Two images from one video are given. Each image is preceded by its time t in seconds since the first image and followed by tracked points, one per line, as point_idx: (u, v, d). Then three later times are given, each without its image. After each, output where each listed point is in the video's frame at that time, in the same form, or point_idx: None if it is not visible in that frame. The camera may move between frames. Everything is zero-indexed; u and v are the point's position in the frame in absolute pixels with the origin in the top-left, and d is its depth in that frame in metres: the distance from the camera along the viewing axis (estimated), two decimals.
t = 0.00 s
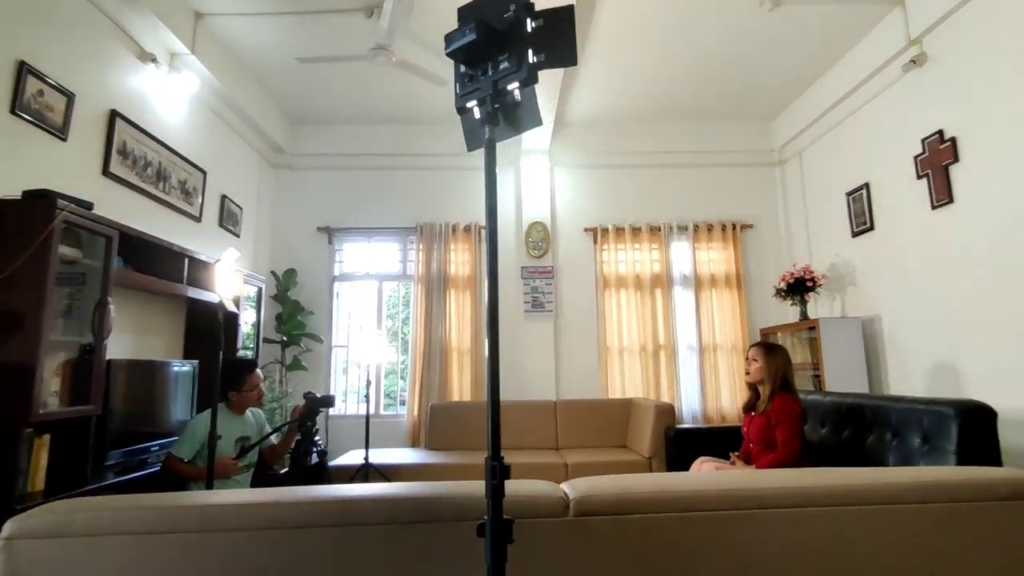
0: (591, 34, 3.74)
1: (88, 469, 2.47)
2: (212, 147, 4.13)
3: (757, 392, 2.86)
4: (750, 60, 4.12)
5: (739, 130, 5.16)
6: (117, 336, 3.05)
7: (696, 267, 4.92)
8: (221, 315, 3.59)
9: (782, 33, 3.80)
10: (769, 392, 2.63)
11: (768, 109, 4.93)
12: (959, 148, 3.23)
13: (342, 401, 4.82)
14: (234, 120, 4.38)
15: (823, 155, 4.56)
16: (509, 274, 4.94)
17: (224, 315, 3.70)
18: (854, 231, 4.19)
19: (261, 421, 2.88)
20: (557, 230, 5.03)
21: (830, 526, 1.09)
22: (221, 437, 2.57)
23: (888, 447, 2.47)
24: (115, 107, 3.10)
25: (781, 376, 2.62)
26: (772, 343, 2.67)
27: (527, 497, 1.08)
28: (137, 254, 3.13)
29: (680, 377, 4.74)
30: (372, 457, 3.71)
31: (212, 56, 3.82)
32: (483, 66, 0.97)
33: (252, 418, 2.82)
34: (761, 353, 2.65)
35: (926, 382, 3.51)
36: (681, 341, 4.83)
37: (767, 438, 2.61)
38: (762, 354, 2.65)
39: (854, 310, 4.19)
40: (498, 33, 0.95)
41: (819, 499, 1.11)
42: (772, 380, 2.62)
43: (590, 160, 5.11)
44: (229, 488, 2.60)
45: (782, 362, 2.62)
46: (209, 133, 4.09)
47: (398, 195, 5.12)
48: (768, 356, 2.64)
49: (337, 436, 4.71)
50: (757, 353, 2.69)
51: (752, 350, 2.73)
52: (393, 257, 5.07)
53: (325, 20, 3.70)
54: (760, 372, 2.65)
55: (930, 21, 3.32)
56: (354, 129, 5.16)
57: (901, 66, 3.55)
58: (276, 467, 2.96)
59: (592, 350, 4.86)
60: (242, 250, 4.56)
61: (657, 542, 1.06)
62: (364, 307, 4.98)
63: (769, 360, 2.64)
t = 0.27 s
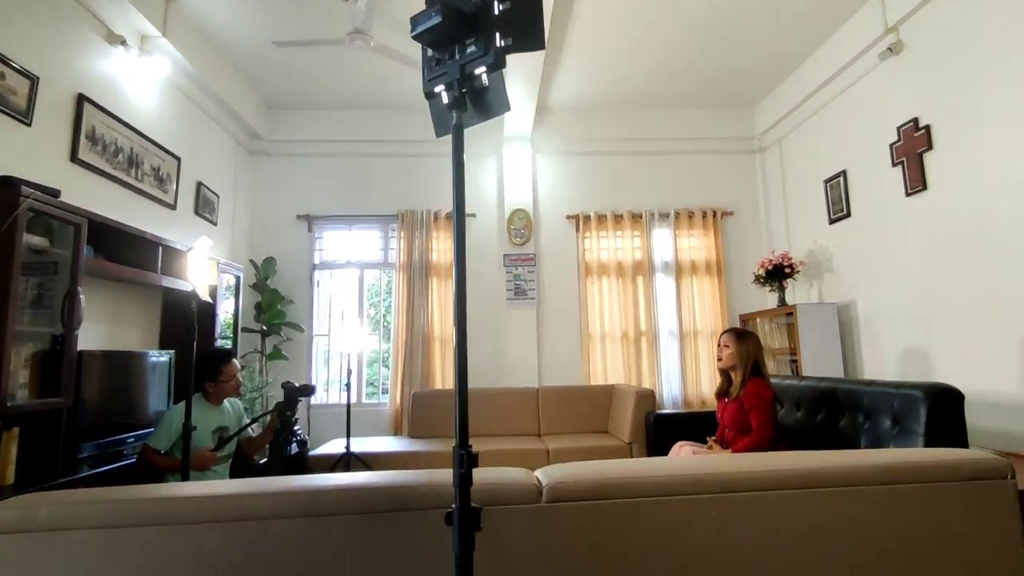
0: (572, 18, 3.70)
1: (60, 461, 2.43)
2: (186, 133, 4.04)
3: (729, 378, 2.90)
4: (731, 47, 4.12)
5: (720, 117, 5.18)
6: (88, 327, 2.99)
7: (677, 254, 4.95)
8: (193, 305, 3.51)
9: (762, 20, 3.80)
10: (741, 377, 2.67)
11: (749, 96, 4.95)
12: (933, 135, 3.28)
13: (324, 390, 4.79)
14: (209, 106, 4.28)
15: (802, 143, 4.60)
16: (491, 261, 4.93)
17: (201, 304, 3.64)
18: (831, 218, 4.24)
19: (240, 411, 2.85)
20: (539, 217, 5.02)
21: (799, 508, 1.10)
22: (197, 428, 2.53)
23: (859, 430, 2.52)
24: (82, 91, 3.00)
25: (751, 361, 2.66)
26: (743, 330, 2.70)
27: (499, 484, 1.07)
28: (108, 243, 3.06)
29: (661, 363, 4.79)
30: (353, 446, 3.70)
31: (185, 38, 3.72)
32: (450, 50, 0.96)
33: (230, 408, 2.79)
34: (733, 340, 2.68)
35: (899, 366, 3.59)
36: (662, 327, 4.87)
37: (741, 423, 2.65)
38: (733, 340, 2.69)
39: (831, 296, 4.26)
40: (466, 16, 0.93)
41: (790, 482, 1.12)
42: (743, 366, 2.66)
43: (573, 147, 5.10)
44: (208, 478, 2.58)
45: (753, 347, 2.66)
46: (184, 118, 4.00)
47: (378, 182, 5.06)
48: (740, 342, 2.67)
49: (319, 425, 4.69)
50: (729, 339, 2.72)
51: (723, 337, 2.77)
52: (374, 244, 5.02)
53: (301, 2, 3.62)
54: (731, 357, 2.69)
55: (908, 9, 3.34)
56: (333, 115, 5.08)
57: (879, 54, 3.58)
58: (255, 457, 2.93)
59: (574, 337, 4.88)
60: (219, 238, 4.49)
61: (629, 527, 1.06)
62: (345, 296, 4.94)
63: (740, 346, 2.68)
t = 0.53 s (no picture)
0: (557, 8, 3.67)
1: (36, 456, 2.39)
2: (164, 122, 3.96)
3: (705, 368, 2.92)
4: (716, 37, 4.11)
5: (705, 107, 5.18)
6: (64, 319, 2.94)
7: (662, 245, 4.97)
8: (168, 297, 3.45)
9: (747, 10, 3.79)
10: (717, 368, 2.69)
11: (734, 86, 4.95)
12: (913, 127, 3.30)
13: (308, 382, 4.77)
14: (187, 94, 4.19)
15: (786, 134, 4.62)
16: (477, 252, 4.92)
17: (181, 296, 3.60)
18: (814, 209, 4.27)
19: (221, 403, 2.83)
20: (524, 207, 5.01)
21: (772, 498, 1.12)
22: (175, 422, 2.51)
23: (837, 418, 2.55)
24: (55, 78, 2.93)
25: (727, 353, 2.68)
26: (719, 321, 2.73)
27: (475, 477, 1.07)
28: (83, 234, 3.00)
29: (646, 353, 4.82)
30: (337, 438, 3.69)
31: (161, 25, 3.63)
32: (421, 38, 0.94)
33: (211, 401, 2.76)
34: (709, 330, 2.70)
35: (878, 356, 3.64)
36: (647, 317, 4.89)
37: (721, 412, 2.68)
38: (710, 331, 2.72)
39: (813, 286, 4.30)
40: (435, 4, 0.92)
41: (764, 473, 1.13)
42: (719, 357, 2.68)
43: (558, 137, 5.08)
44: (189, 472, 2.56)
45: (728, 337, 2.68)
46: (162, 107, 3.92)
47: (362, 173, 5.00)
48: (715, 333, 2.70)
49: (304, 417, 4.67)
50: (705, 330, 2.75)
51: (699, 328, 2.79)
52: (358, 235, 4.98)
53: None
54: (707, 348, 2.71)
55: None
56: (315, 104, 5.00)
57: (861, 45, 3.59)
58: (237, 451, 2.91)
59: (560, 328, 4.89)
60: (200, 229, 4.42)
61: (605, 518, 1.07)
62: (329, 287, 4.91)
63: (716, 337, 2.70)
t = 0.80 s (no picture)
0: None
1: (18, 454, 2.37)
2: (147, 114, 3.90)
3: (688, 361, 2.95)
4: (704, 29, 4.11)
5: (694, 101, 5.19)
6: (46, 314, 2.90)
7: (650, 238, 4.99)
8: (152, 292, 3.41)
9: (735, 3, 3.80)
10: (699, 360, 2.71)
11: (722, 80, 4.96)
12: (898, 121, 3.33)
13: (296, 376, 4.75)
14: (171, 86, 4.13)
15: (773, 128, 4.64)
16: (466, 246, 4.91)
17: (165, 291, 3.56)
18: (800, 203, 4.31)
19: (207, 399, 2.81)
20: (513, 200, 5.00)
21: (753, 489, 1.13)
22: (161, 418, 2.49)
23: (821, 410, 2.59)
24: (33, 69, 2.87)
25: (709, 346, 2.71)
26: (703, 314, 2.75)
27: (458, 471, 1.07)
28: (64, 228, 2.96)
29: (634, 346, 4.84)
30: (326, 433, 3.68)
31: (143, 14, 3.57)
32: (400, 31, 0.94)
33: (197, 396, 2.74)
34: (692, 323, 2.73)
35: (861, 348, 3.69)
36: (636, 310, 4.92)
37: (706, 404, 2.70)
38: (693, 324, 2.74)
39: (800, 279, 4.34)
40: None
41: (745, 464, 1.14)
42: (701, 350, 2.70)
43: (547, 130, 5.07)
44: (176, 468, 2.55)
45: (711, 330, 2.71)
46: (145, 99, 3.86)
47: (350, 166, 4.97)
48: (699, 326, 2.72)
49: (292, 411, 4.66)
50: (689, 323, 2.77)
51: (683, 321, 2.82)
52: (346, 229, 4.95)
53: None
54: (690, 341, 2.74)
55: None
56: (302, 96, 4.95)
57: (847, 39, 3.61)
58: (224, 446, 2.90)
59: (549, 321, 4.90)
60: (185, 222, 4.38)
61: (588, 510, 1.08)
62: (317, 281, 4.88)
63: (699, 330, 2.72)
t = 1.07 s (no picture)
0: None
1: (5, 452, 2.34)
2: (135, 110, 3.86)
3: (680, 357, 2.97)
4: (695, 28, 4.13)
5: (685, 99, 5.21)
6: (33, 312, 2.87)
7: (641, 236, 5.01)
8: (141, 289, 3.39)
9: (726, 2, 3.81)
10: (692, 355, 2.74)
11: (713, 78, 4.98)
12: (886, 121, 3.37)
13: (287, 374, 4.74)
14: (160, 82, 4.09)
15: (764, 127, 4.68)
16: (457, 243, 4.91)
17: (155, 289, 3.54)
18: (790, 201, 4.34)
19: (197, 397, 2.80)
20: (505, 198, 5.00)
21: (740, 486, 1.15)
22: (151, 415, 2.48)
23: (810, 406, 2.61)
24: (19, 64, 2.83)
25: (702, 342, 2.73)
26: (695, 310, 2.78)
27: (448, 469, 1.08)
28: (51, 226, 2.94)
29: (625, 343, 4.86)
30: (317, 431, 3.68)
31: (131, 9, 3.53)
32: (390, 30, 0.94)
33: (188, 394, 2.73)
34: (685, 317, 2.77)
35: (849, 345, 3.73)
36: (627, 307, 4.94)
37: (696, 401, 2.72)
38: (686, 319, 2.78)
39: (789, 277, 4.38)
40: None
41: (733, 461, 1.15)
42: (693, 345, 2.73)
43: (538, 128, 5.07)
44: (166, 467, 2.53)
45: (703, 325, 2.74)
46: (133, 94, 3.82)
47: (341, 163, 4.95)
48: (692, 321, 2.75)
49: (282, 409, 4.64)
50: (681, 318, 2.82)
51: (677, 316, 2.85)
52: (337, 227, 4.93)
53: None
54: (683, 336, 2.77)
55: None
56: (292, 92, 4.92)
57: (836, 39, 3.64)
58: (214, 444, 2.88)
59: (540, 318, 4.91)
60: (175, 219, 4.34)
61: (577, 507, 1.09)
62: (308, 279, 4.86)
63: (691, 325, 2.75)
